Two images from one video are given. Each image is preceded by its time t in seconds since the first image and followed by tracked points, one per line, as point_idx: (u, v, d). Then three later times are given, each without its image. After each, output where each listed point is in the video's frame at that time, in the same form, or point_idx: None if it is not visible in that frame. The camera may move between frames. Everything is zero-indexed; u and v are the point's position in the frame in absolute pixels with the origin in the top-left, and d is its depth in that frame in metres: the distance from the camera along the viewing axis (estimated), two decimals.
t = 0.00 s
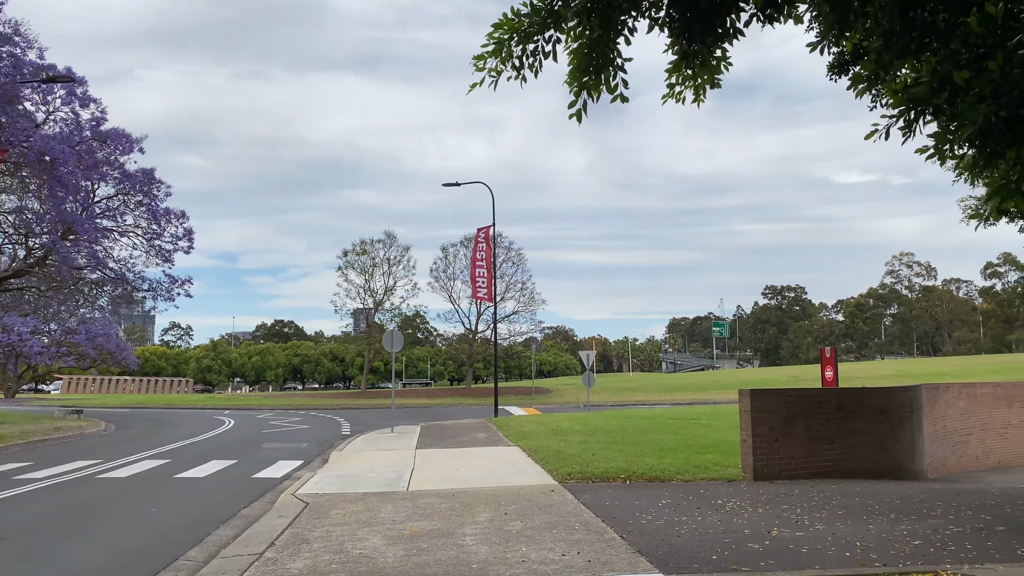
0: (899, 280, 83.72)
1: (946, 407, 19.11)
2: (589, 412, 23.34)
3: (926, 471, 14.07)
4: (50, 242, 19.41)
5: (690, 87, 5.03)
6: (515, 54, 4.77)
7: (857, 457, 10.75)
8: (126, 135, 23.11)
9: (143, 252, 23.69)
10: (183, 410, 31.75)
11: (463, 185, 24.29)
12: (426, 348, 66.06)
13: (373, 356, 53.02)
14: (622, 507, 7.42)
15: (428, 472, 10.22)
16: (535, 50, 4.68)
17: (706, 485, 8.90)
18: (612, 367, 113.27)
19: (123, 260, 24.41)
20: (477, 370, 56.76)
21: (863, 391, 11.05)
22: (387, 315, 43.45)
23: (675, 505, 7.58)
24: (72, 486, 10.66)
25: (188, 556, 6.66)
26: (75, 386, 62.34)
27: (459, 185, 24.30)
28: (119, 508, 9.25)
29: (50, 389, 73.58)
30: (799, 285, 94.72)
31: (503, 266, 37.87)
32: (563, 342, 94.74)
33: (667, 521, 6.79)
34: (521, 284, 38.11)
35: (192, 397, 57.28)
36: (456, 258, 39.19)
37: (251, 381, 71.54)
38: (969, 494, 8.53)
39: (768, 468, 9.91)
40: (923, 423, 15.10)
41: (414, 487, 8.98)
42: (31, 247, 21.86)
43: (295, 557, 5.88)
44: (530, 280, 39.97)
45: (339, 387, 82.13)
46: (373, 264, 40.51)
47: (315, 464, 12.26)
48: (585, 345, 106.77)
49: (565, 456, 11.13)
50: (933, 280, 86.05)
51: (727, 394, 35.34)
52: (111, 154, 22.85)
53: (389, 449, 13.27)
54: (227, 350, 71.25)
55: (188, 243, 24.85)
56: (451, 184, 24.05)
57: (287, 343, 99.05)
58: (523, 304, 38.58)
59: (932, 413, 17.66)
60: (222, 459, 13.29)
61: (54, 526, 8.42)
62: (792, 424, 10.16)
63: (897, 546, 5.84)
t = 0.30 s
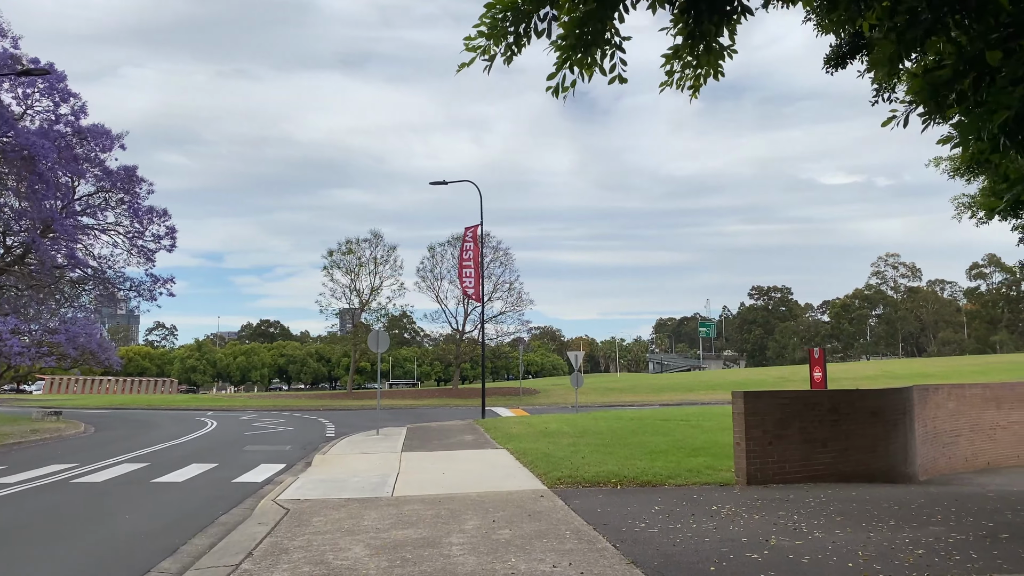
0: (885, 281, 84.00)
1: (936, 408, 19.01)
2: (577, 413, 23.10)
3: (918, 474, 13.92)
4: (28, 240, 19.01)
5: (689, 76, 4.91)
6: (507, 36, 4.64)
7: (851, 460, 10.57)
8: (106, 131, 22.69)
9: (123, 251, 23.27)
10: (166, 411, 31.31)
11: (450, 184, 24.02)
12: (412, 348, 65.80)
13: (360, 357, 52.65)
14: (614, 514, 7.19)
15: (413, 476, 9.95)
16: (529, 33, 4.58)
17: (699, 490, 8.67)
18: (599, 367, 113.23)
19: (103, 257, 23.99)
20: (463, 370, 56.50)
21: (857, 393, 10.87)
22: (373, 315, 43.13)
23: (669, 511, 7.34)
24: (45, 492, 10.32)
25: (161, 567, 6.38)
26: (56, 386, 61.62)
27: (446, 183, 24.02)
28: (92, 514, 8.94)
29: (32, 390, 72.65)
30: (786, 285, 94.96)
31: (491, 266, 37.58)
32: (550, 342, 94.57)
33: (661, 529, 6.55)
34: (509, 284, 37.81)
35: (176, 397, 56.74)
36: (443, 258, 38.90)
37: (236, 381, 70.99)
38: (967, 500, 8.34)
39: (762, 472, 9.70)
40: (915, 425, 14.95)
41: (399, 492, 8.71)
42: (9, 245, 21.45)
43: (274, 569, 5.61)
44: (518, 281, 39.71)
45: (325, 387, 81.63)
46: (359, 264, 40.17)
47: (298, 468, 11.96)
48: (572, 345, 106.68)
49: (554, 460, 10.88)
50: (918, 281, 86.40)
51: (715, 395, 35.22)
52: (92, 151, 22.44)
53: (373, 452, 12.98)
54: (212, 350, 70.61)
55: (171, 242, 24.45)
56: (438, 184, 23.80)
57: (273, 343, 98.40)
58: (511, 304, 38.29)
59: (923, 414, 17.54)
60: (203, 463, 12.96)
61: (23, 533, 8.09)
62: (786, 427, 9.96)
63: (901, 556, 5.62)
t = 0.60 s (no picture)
0: (869, 282, 84.43)
1: (925, 408, 18.94)
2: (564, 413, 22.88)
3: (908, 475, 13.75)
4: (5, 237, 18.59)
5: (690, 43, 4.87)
6: None
7: (843, 461, 10.40)
8: (86, 127, 22.24)
9: (103, 249, 22.79)
10: (147, 412, 30.80)
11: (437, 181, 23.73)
12: (397, 348, 65.51)
13: (345, 357, 52.22)
14: (607, 518, 6.95)
15: (399, 478, 9.68)
16: None
17: (693, 493, 8.44)
18: (585, 367, 113.17)
19: (81, 255, 23.49)
20: (449, 370, 56.13)
21: (850, 393, 10.70)
22: (358, 315, 42.79)
23: (662, 514, 7.12)
24: (16, 495, 9.95)
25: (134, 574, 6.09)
26: (36, 386, 60.75)
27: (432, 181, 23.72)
28: (65, 518, 8.60)
29: (12, 390, 71.49)
30: (771, 286, 95.15)
31: (477, 265, 37.26)
32: (536, 342, 94.28)
33: (656, 533, 6.32)
34: (496, 283, 37.47)
35: (158, 398, 56.08)
36: (429, 257, 38.57)
37: (220, 381, 70.20)
38: (965, 502, 8.17)
39: (755, 474, 9.50)
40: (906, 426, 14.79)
41: (383, 496, 8.45)
42: None
43: None
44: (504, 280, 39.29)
45: (310, 387, 80.97)
46: (343, 263, 39.78)
47: (280, 470, 11.64)
48: (558, 345, 106.52)
49: (543, 461, 10.64)
50: (902, 282, 86.81)
51: (702, 395, 35.10)
52: (70, 147, 22.01)
53: (357, 454, 12.69)
54: (196, 349, 69.79)
55: (152, 239, 24.02)
56: (424, 181, 23.50)
57: (257, 343, 97.57)
58: (498, 303, 37.94)
59: (912, 414, 17.47)
60: (182, 465, 12.60)
61: None
62: (780, 428, 9.77)
63: (907, 562, 5.42)
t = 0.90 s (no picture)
0: (853, 283, 84.85)
1: (915, 409, 18.85)
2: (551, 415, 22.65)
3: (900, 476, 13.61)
4: None
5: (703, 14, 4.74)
6: None
7: (838, 463, 10.22)
8: (66, 123, 21.81)
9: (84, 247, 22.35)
10: (127, 413, 30.27)
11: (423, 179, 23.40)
12: (383, 348, 65.11)
13: (329, 357, 51.77)
14: (601, 524, 6.72)
15: (385, 482, 9.41)
16: None
17: (688, 498, 8.22)
18: (570, 367, 113.07)
19: (61, 253, 23.02)
20: (435, 370, 55.78)
21: (845, 394, 10.53)
22: (343, 315, 42.39)
23: (659, 520, 6.88)
24: None
25: None
26: (15, 386, 59.70)
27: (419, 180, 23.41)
28: (38, 525, 8.26)
29: None
30: (756, 286, 95.33)
31: (464, 264, 36.94)
32: (522, 342, 93.93)
33: (654, 541, 6.09)
34: (483, 283, 37.16)
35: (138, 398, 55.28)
36: (415, 256, 38.24)
37: (203, 381, 69.37)
38: (964, 506, 8.00)
39: (750, 477, 9.29)
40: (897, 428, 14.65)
41: (369, 501, 8.18)
42: None
43: None
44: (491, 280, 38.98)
45: (294, 387, 80.23)
46: (328, 262, 39.39)
47: (262, 474, 11.33)
48: (544, 344, 106.32)
49: (533, 464, 10.40)
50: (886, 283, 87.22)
51: (689, 396, 35.01)
52: (50, 143, 21.58)
53: (342, 457, 12.38)
54: (179, 349, 69.01)
55: (134, 237, 23.58)
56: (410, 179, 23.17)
57: (241, 343, 96.67)
58: (485, 304, 37.59)
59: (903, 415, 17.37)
60: (161, 468, 12.25)
61: None
62: (774, 430, 9.57)
63: (916, 571, 5.22)
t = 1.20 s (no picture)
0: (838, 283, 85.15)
1: (905, 408, 18.75)
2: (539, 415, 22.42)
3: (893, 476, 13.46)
4: None
5: None
6: None
7: (833, 463, 10.04)
8: (46, 118, 21.40)
9: (64, 244, 21.94)
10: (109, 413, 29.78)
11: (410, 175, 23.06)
12: (368, 348, 64.70)
13: (315, 356, 51.31)
14: (597, 528, 6.50)
15: (371, 484, 9.16)
16: None
17: (683, 499, 8.01)
18: (557, 367, 112.90)
19: (41, 250, 22.60)
20: (421, 370, 55.40)
21: (839, 394, 10.36)
22: (328, 314, 41.99)
23: (655, 523, 6.67)
24: None
25: None
26: None
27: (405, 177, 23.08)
28: (11, 528, 7.96)
29: None
30: (742, 287, 95.46)
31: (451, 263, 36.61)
32: (509, 341, 93.62)
33: (651, 545, 5.87)
34: (470, 282, 36.84)
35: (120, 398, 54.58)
36: (401, 255, 37.89)
37: (187, 381, 68.60)
38: (964, 507, 7.83)
39: (745, 479, 9.09)
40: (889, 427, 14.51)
41: (355, 503, 7.93)
42: None
43: None
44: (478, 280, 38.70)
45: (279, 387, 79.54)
46: (313, 260, 39.02)
47: (245, 475, 11.04)
48: (531, 344, 106.02)
49: (523, 465, 10.17)
50: (870, 284, 87.58)
51: (676, 395, 34.86)
52: (30, 139, 21.16)
53: (327, 458, 12.10)
54: (162, 348, 68.18)
55: (116, 234, 23.16)
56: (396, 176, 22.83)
57: (226, 342, 95.83)
58: (472, 303, 37.28)
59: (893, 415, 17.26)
60: (142, 470, 11.94)
61: None
62: (770, 429, 9.38)
63: None
